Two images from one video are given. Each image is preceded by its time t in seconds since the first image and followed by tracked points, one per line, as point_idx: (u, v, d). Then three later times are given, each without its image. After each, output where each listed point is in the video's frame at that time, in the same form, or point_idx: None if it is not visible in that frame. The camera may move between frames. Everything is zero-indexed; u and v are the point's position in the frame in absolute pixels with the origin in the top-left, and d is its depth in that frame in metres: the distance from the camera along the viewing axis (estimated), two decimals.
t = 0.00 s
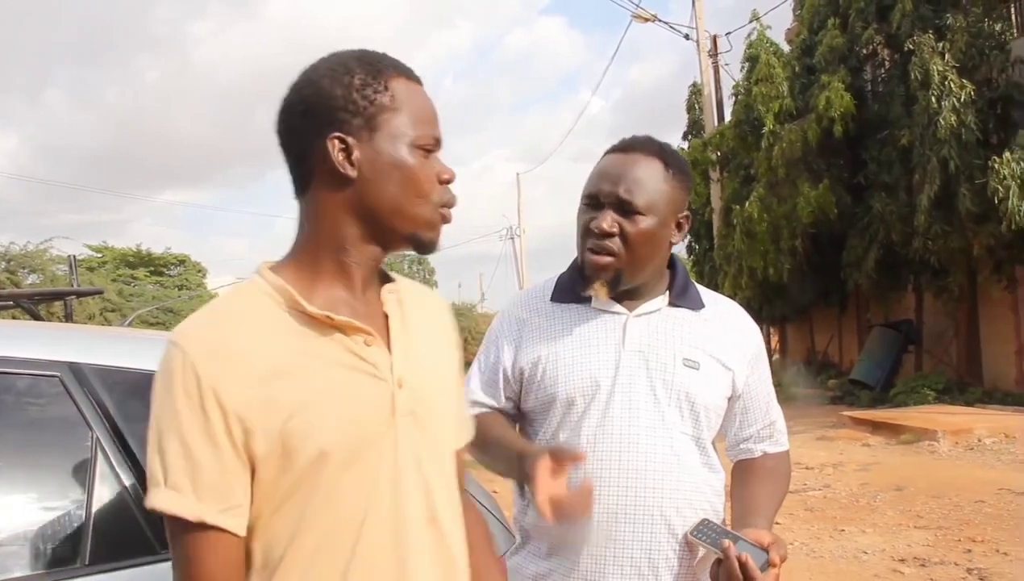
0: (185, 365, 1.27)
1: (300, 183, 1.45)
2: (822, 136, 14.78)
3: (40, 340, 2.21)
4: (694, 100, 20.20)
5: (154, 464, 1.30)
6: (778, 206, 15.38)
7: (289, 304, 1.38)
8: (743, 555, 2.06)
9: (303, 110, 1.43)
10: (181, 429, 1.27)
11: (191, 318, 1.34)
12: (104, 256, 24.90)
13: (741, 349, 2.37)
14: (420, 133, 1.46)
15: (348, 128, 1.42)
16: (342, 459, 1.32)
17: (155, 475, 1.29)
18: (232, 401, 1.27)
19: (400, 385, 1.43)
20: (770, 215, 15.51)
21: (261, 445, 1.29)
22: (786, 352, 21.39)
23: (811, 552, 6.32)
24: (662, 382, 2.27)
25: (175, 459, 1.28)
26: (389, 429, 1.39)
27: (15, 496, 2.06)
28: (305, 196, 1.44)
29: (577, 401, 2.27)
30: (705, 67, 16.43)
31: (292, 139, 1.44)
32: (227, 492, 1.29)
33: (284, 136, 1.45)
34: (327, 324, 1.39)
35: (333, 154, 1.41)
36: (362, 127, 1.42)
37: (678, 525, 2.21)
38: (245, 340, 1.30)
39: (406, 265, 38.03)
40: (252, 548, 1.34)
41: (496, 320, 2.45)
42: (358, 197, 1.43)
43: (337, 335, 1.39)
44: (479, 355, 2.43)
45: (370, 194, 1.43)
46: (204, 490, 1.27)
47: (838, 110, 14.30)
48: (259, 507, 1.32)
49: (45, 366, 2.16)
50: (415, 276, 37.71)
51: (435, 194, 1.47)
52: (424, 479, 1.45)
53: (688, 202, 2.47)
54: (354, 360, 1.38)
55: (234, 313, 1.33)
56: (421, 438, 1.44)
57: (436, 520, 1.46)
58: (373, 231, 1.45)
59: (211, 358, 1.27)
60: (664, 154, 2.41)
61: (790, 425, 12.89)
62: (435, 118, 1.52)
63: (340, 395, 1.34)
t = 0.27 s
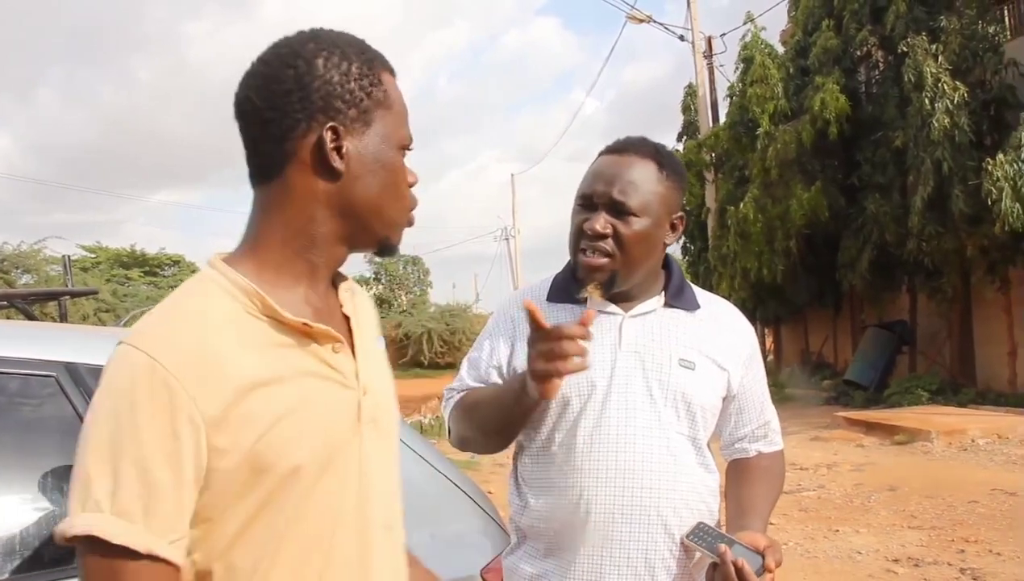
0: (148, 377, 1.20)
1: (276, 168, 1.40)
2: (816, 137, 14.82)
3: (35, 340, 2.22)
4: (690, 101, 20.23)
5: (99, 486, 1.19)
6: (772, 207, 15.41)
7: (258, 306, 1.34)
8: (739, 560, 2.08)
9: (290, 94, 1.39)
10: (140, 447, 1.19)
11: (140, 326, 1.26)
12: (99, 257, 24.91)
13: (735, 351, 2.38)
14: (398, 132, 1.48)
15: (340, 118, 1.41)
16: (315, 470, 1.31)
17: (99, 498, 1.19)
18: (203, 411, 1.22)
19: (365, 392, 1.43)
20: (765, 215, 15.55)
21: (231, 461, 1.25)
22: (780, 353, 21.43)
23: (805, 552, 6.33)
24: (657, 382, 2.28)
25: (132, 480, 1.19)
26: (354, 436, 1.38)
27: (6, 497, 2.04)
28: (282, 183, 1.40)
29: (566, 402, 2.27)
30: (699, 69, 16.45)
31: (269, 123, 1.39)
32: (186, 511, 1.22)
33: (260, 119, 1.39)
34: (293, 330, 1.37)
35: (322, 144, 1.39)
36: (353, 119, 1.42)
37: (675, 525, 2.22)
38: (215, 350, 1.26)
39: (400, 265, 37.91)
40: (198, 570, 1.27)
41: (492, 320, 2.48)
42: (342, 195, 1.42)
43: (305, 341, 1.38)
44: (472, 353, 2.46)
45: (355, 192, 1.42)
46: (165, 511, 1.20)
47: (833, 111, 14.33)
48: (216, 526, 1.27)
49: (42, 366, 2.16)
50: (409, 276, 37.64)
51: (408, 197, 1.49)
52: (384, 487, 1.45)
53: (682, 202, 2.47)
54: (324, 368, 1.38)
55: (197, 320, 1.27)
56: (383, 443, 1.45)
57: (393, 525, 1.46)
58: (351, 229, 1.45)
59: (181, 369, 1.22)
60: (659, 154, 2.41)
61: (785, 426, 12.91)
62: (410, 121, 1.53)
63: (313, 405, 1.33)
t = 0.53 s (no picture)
0: (170, 381, 1.16)
1: (270, 163, 1.36)
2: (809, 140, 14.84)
3: (27, 345, 2.20)
4: (682, 105, 20.27)
5: (119, 498, 1.12)
6: (765, 210, 15.43)
7: (269, 313, 1.33)
8: (738, 559, 2.08)
9: (291, 88, 1.36)
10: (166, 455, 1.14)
11: (144, 330, 1.22)
12: (91, 261, 24.90)
13: (728, 356, 2.38)
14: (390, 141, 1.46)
15: (340, 120, 1.39)
16: (316, 475, 1.31)
17: (123, 511, 1.12)
18: (231, 411, 1.20)
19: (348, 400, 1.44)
20: (758, 218, 15.57)
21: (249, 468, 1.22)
22: (773, 355, 21.46)
23: (798, 555, 6.33)
24: (653, 386, 2.27)
25: (157, 489, 1.13)
26: (344, 442, 1.39)
27: None
28: (276, 181, 1.37)
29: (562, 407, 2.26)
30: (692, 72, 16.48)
31: (268, 117, 1.35)
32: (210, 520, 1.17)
33: (257, 112, 1.36)
34: (298, 335, 1.38)
35: (321, 144, 1.37)
36: (352, 122, 1.40)
37: (672, 529, 2.22)
38: (229, 353, 1.23)
39: (395, 268, 37.87)
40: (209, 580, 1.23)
41: (483, 330, 2.45)
42: (335, 196, 1.40)
43: (306, 348, 1.38)
44: (466, 360, 2.42)
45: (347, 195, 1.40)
46: (192, 522, 1.15)
47: (826, 114, 14.36)
48: (227, 536, 1.23)
49: (31, 371, 2.15)
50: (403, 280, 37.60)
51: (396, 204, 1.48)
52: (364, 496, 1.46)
53: (673, 204, 2.48)
54: (319, 371, 1.38)
55: (202, 324, 1.24)
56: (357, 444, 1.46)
57: (367, 533, 1.47)
58: (341, 234, 1.43)
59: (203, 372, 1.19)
60: (647, 154, 2.42)
61: (778, 428, 12.93)
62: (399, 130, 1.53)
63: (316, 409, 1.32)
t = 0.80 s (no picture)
0: (198, 387, 1.18)
1: (256, 177, 1.37)
2: (806, 148, 14.86)
3: (21, 360, 2.18)
4: (679, 113, 20.30)
5: (165, 506, 1.13)
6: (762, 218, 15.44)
7: (270, 318, 1.36)
8: (738, 571, 2.08)
9: (275, 102, 1.37)
10: (207, 460, 1.15)
11: (166, 343, 1.22)
12: (88, 274, 24.88)
13: (722, 364, 2.37)
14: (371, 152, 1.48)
15: (323, 134, 1.40)
16: (339, 473, 1.32)
17: (169, 518, 1.13)
18: (255, 416, 1.21)
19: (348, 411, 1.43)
20: (755, 226, 15.58)
21: (279, 468, 1.23)
22: (772, 363, 21.45)
23: (799, 563, 6.31)
24: (647, 397, 2.26)
25: (196, 491, 1.14)
26: (348, 452, 1.37)
27: None
28: (262, 195, 1.38)
29: (559, 420, 2.23)
30: (688, 80, 16.51)
31: (252, 130, 1.36)
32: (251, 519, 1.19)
33: (243, 127, 1.37)
34: (303, 339, 1.41)
35: (305, 158, 1.39)
36: (336, 135, 1.42)
37: (667, 541, 2.21)
38: (242, 360, 1.24)
39: (393, 279, 37.82)
40: None
41: (476, 342, 2.41)
42: (320, 207, 1.41)
43: (308, 350, 1.41)
44: (462, 375, 2.40)
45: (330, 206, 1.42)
46: (235, 522, 1.16)
47: (822, 121, 14.39)
48: (263, 542, 1.24)
49: (23, 387, 2.12)
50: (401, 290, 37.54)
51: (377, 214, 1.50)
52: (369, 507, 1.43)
53: (660, 206, 2.46)
54: (322, 378, 1.38)
55: (218, 330, 1.26)
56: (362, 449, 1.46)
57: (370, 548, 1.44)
58: (327, 245, 1.44)
59: (227, 377, 1.20)
60: (629, 158, 2.40)
61: (778, 436, 12.91)
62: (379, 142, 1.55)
63: (331, 412, 1.34)
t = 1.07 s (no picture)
0: (204, 384, 1.16)
1: (241, 174, 1.38)
2: (812, 143, 14.80)
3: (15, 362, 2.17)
4: (684, 109, 20.26)
5: (182, 508, 1.13)
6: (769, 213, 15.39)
7: (266, 314, 1.37)
8: (735, 571, 2.07)
9: (258, 99, 1.37)
10: (216, 457, 1.14)
11: (174, 343, 1.20)
12: (96, 276, 24.94)
13: (720, 361, 2.34)
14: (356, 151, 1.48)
15: (308, 130, 1.40)
16: (343, 465, 1.32)
17: (186, 520, 1.12)
18: (262, 415, 1.20)
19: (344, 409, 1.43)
20: (762, 222, 15.54)
21: (288, 463, 1.23)
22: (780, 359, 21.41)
23: (807, 561, 6.28)
24: (642, 395, 2.24)
25: (209, 488, 1.14)
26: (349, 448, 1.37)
27: None
28: (248, 192, 1.38)
29: (557, 418, 2.21)
30: (693, 76, 16.47)
31: (236, 128, 1.36)
32: (264, 518, 1.18)
33: (226, 125, 1.36)
34: (299, 333, 1.43)
35: (290, 155, 1.39)
36: (321, 133, 1.42)
37: (664, 540, 2.19)
38: (247, 355, 1.24)
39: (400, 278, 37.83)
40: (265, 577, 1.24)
41: (471, 342, 2.40)
42: (304, 204, 1.41)
43: (303, 342, 1.42)
44: (458, 374, 2.39)
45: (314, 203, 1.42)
46: (246, 522, 1.15)
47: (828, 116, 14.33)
48: (279, 536, 1.25)
49: (15, 389, 2.11)
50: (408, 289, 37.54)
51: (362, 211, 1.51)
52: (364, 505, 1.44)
53: (653, 201, 2.43)
54: (321, 374, 1.39)
55: (217, 326, 1.25)
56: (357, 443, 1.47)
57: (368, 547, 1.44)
58: (313, 242, 1.44)
59: (232, 372, 1.19)
60: (619, 155, 2.37)
61: (786, 433, 12.87)
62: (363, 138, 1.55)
63: (332, 406, 1.34)
